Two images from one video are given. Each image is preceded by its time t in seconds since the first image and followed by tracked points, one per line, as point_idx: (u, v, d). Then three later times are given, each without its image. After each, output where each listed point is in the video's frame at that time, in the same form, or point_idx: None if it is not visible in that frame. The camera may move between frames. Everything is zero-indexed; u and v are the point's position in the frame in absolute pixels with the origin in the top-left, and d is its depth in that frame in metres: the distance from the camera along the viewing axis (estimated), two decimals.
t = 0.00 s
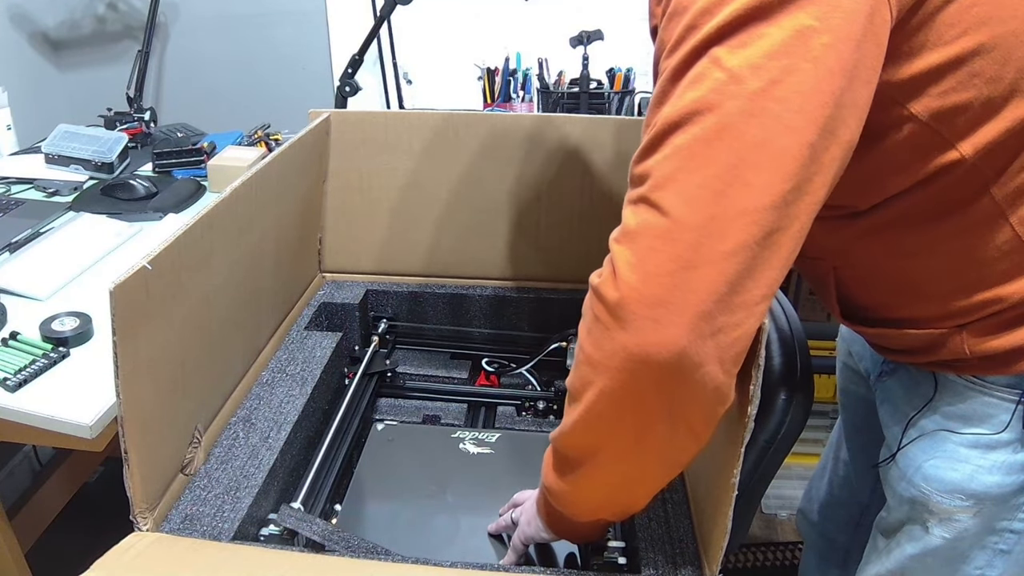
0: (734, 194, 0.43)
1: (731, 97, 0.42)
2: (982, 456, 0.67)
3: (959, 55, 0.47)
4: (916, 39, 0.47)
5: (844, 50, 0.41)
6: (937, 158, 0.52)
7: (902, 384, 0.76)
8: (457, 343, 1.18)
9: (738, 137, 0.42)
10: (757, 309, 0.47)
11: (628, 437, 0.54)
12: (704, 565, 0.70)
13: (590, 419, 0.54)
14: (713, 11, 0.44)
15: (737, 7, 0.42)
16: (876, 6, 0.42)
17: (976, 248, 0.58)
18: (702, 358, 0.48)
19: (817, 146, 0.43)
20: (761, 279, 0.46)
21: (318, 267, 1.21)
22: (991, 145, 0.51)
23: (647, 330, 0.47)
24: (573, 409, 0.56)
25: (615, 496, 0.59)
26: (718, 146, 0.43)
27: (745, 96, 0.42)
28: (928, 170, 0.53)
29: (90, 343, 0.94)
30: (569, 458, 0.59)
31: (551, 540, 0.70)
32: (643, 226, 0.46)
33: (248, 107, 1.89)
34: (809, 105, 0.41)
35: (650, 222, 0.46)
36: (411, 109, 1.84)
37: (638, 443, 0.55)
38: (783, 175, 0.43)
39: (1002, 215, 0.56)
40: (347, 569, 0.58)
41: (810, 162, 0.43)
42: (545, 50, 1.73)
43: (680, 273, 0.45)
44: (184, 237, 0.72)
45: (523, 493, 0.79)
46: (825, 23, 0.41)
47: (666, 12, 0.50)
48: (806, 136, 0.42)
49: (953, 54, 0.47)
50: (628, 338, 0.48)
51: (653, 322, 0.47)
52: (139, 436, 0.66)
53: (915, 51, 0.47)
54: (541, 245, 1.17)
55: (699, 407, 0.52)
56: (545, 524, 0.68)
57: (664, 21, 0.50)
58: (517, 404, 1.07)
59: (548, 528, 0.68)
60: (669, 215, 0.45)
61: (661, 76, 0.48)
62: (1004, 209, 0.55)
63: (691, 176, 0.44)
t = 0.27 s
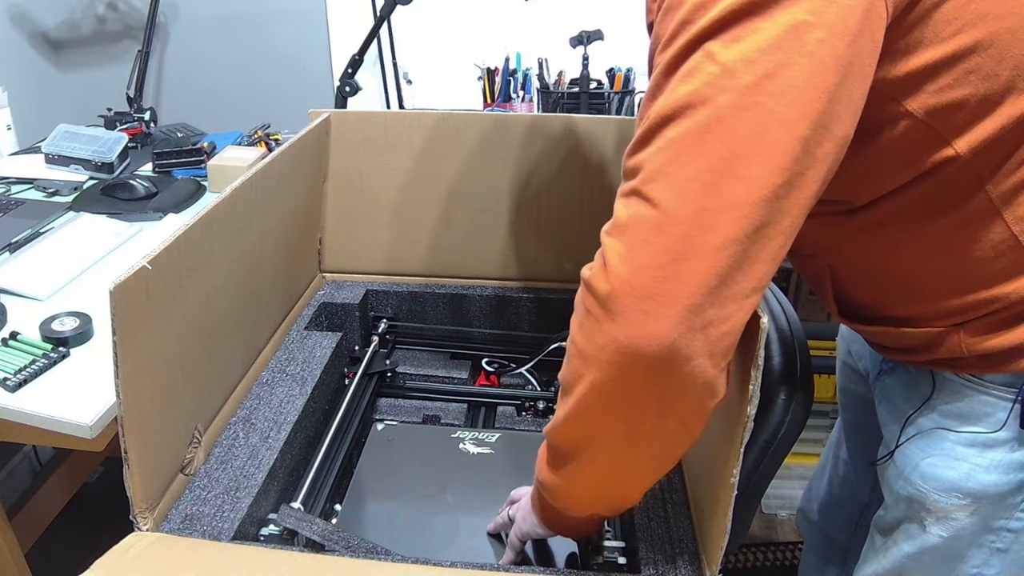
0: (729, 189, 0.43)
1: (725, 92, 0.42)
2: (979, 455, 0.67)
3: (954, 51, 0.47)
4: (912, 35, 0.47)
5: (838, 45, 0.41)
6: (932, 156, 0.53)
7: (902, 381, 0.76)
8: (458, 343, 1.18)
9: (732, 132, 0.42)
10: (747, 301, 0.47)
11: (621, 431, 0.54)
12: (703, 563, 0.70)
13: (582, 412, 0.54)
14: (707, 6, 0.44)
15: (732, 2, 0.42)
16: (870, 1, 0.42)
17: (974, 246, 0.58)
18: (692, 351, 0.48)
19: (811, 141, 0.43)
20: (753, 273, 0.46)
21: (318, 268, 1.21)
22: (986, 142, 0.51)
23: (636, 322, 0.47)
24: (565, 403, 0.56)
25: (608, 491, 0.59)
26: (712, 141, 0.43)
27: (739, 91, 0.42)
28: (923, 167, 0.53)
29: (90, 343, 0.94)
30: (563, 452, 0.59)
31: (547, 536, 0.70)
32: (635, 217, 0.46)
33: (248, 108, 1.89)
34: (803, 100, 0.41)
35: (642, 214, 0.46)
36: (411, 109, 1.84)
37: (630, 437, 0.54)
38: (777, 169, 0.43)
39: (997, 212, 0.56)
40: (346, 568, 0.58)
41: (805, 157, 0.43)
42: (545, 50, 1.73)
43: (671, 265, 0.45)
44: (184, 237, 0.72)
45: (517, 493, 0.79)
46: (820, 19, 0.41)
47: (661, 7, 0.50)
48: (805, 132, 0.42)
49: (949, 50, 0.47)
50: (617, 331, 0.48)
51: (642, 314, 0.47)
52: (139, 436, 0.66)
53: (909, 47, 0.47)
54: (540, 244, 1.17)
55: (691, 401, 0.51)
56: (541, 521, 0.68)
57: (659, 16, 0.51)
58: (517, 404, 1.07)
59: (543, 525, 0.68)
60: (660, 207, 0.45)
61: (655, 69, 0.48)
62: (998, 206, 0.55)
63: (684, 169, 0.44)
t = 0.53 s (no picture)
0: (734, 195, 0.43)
1: (731, 96, 0.42)
2: (980, 455, 0.67)
3: (959, 54, 0.47)
4: (918, 37, 0.47)
5: (843, 49, 0.41)
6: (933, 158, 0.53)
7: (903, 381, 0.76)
8: (457, 343, 1.18)
9: (738, 135, 0.42)
10: (751, 306, 0.48)
11: (621, 432, 0.54)
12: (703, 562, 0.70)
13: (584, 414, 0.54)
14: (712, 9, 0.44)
15: (738, 6, 0.42)
16: (877, 5, 0.42)
17: (976, 248, 0.58)
18: (695, 354, 0.48)
19: (817, 145, 0.43)
20: (757, 277, 0.46)
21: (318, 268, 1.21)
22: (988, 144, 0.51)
23: (641, 327, 0.48)
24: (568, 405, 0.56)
25: (608, 492, 0.59)
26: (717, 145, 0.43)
27: (746, 96, 0.42)
28: (927, 169, 0.53)
29: (90, 343, 0.94)
30: (564, 453, 0.59)
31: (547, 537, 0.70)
32: (641, 224, 0.46)
33: (248, 107, 1.89)
34: (808, 104, 0.41)
35: (647, 219, 0.46)
36: (411, 109, 1.84)
37: (631, 439, 0.54)
38: (782, 173, 0.43)
39: (998, 213, 0.56)
40: (346, 569, 0.58)
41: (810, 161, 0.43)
42: (545, 50, 1.73)
43: (676, 270, 0.45)
44: (184, 237, 0.72)
45: (517, 493, 0.79)
46: (826, 23, 0.41)
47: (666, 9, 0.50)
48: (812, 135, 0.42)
49: (954, 53, 0.47)
50: (622, 336, 0.49)
51: (647, 320, 0.47)
52: (139, 436, 0.66)
53: (914, 51, 0.47)
54: (540, 245, 1.17)
55: (691, 402, 0.51)
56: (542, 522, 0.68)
57: (664, 18, 0.50)
58: (517, 404, 1.07)
59: (544, 525, 0.68)
60: (665, 212, 0.45)
61: (661, 73, 0.48)
62: (999, 208, 0.55)
63: (689, 174, 0.44)
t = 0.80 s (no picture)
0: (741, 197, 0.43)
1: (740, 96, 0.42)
2: (984, 457, 0.67)
3: (976, 57, 0.46)
4: (937, 39, 0.46)
5: (858, 51, 0.41)
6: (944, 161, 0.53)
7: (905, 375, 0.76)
8: (457, 343, 1.18)
9: (748, 134, 0.42)
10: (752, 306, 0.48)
11: (613, 420, 0.54)
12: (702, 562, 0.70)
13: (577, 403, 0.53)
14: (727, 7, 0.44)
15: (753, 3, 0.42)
16: (894, 8, 0.41)
17: (985, 250, 0.58)
18: (691, 353, 0.48)
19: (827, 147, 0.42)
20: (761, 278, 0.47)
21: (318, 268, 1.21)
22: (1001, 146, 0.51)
23: (641, 321, 0.47)
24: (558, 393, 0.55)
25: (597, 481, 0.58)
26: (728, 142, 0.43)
27: (758, 97, 0.42)
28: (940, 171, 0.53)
29: (90, 343, 0.93)
30: (552, 442, 0.58)
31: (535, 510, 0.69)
32: (642, 218, 0.46)
33: (248, 107, 1.89)
34: (821, 105, 0.41)
35: (650, 215, 0.46)
36: (411, 109, 1.84)
37: (624, 430, 0.54)
38: (792, 174, 0.43)
39: (1009, 216, 0.56)
40: (347, 568, 0.58)
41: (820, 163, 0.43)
42: (545, 50, 1.73)
43: (679, 269, 0.45)
44: (184, 237, 0.72)
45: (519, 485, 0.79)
46: (841, 25, 0.40)
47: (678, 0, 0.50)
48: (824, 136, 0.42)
49: (972, 55, 0.46)
50: (621, 330, 0.48)
51: (645, 316, 0.47)
52: (139, 436, 0.66)
53: (933, 52, 0.46)
54: (541, 245, 1.17)
55: (685, 393, 0.51)
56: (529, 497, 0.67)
57: (676, 8, 0.50)
58: (517, 404, 1.07)
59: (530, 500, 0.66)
60: (669, 208, 0.45)
61: (670, 65, 0.48)
62: (1010, 211, 0.56)
63: (696, 171, 0.44)
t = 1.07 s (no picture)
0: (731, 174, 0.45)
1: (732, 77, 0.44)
2: (974, 451, 0.67)
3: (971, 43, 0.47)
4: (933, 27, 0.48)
5: (854, 36, 0.42)
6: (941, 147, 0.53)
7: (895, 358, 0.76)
8: (457, 343, 1.17)
9: (740, 110, 0.44)
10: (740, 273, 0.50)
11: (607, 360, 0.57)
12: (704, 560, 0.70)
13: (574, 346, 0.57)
14: None
15: None
16: None
17: (981, 241, 0.58)
18: (678, 311, 0.51)
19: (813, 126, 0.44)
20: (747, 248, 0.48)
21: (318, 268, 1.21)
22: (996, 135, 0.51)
23: (633, 278, 0.50)
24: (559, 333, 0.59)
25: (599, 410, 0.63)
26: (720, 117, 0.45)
27: (757, 72, 0.43)
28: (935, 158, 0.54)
29: (90, 344, 0.93)
30: (555, 379, 0.63)
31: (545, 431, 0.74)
32: (641, 184, 0.48)
33: (249, 107, 1.89)
34: (817, 80, 0.42)
35: (647, 179, 0.48)
36: (411, 109, 1.84)
37: (619, 370, 0.58)
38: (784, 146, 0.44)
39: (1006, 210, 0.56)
40: (348, 569, 0.58)
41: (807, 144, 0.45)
42: (545, 50, 1.73)
43: (670, 234, 0.48)
44: (184, 238, 0.72)
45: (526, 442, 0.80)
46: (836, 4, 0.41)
47: None
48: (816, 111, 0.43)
49: (969, 42, 0.47)
50: (613, 286, 0.51)
51: (638, 272, 0.50)
52: (139, 436, 0.66)
53: (931, 37, 0.48)
54: (540, 243, 1.17)
55: (674, 338, 0.54)
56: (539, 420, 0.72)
57: None
58: (517, 404, 1.07)
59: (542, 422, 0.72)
60: (665, 175, 0.47)
61: (674, 35, 0.49)
62: (1007, 204, 0.56)
63: (694, 141, 0.46)
